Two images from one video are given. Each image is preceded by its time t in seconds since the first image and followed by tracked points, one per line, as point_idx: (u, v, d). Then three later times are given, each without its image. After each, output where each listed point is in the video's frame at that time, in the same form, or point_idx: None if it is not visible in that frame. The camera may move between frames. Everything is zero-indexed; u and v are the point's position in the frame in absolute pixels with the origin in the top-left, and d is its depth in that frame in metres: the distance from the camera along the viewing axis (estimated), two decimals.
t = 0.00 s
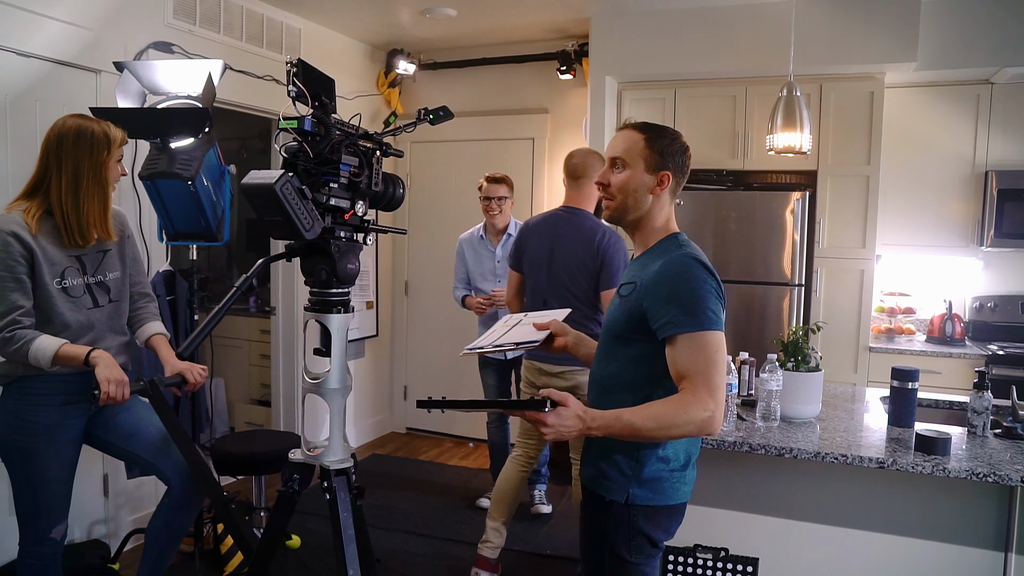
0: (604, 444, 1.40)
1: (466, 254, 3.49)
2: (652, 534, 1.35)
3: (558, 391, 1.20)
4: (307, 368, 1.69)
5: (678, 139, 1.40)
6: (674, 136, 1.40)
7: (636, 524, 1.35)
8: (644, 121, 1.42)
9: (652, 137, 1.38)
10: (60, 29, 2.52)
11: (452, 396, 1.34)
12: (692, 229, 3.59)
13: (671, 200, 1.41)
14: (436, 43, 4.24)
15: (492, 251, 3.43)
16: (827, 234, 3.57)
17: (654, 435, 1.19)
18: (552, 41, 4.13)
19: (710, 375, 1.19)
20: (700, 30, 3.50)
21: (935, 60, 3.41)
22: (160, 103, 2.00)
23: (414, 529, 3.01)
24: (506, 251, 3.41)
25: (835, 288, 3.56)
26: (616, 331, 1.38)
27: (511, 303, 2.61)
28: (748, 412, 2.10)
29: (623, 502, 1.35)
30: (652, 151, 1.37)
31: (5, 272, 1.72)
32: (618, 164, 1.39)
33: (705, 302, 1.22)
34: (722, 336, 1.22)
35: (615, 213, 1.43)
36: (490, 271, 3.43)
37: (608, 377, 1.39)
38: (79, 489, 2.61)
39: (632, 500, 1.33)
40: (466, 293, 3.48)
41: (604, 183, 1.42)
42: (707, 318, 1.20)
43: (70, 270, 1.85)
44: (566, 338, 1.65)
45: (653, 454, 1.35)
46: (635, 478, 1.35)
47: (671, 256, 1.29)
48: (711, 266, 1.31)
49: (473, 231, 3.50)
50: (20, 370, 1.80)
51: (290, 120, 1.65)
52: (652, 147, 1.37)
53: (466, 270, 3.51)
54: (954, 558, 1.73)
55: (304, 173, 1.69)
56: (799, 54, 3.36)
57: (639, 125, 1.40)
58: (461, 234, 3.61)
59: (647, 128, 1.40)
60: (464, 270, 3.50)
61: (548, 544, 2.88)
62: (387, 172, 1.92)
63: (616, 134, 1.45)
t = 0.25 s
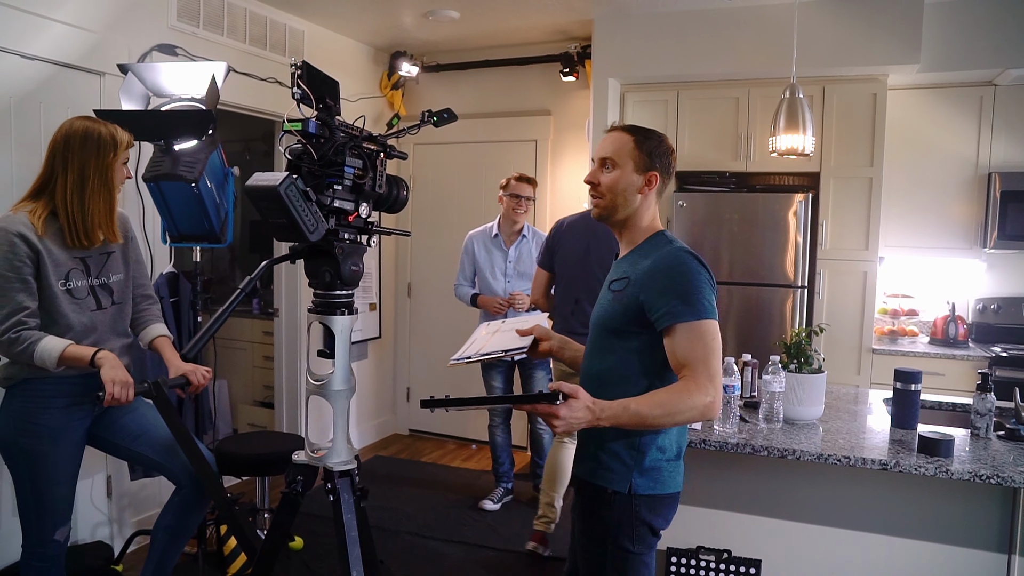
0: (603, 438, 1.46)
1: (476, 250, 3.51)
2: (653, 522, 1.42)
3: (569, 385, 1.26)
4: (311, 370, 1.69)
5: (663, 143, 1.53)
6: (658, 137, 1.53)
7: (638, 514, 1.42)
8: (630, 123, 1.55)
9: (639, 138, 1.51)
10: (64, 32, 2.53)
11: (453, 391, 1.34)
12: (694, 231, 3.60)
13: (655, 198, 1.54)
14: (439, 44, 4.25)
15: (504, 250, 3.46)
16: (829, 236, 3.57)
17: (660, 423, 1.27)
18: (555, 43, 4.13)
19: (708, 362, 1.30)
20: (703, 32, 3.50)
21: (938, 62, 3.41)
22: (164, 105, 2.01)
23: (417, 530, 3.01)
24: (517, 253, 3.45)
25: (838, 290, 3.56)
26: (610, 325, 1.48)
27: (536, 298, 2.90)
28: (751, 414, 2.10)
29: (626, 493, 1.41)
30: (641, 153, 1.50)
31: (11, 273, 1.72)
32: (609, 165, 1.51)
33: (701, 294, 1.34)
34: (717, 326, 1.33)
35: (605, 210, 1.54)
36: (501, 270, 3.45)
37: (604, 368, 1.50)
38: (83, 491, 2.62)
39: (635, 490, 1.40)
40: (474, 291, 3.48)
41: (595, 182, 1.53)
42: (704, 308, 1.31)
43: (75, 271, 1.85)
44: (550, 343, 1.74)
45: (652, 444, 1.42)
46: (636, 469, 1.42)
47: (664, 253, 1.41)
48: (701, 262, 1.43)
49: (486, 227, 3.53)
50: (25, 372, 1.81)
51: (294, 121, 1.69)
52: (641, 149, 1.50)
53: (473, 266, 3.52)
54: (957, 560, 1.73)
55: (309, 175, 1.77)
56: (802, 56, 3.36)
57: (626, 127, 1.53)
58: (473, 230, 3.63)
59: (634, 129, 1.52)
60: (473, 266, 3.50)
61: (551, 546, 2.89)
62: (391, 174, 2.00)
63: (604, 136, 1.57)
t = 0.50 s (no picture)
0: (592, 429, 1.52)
1: (489, 246, 3.50)
2: (644, 509, 1.48)
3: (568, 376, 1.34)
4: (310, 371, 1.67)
5: (652, 146, 1.68)
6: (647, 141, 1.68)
7: (630, 502, 1.48)
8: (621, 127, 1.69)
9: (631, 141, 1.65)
10: (65, 33, 2.53)
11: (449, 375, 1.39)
12: (693, 232, 3.60)
13: (644, 198, 1.68)
14: (440, 45, 4.25)
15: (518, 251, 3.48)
16: (830, 237, 3.57)
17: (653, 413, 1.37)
18: (555, 44, 4.13)
19: (698, 354, 1.43)
20: (704, 33, 3.50)
21: (939, 64, 3.41)
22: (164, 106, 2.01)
23: (417, 532, 3.01)
24: (531, 254, 3.48)
25: (838, 291, 3.56)
26: (603, 318, 1.60)
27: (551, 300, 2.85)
28: (752, 416, 2.09)
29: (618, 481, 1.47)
30: (633, 154, 1.63)
31: (8, 275, 1.72)
32: (602, 165, 1.64)
33: (690, 289, 1.47)
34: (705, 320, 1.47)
35: (597, 209, 1.67)
36: (515, 271, 3.47)
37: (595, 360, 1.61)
38: (83, 492, 2.62)
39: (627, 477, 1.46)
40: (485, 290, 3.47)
41: (589, 182, 1.65)
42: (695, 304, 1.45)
43: (72, 273, 1.85)
44: (536, 338, 1.84)
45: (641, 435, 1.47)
46: (626, 458, 1.48)
47: (656, 252, 1.54)
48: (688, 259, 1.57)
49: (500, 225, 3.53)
50: (23, 374, 1.81)
51: (293, 124, 1.79)
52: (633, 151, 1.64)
53: (485, 263, 3.49)
54: (957, 562, 1.73)
55: (310, 176, 1.88)
56: (803, 57, 3.36)
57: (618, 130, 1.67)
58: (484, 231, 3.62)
59: (625, 133, 1.67)
60: (485, 263, 3.49)
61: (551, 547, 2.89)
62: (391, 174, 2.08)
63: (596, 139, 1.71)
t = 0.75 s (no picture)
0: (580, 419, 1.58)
1: (502, 246, 3.52)
2: (633, 498, 1.55)
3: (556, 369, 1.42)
4: (310, 372, 1.67)
5: (645, 147, 1.72)
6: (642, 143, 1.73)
7: (619, 491, 1.54)
8: (618, 128, 1.73)
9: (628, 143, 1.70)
10: (65, 32, 2.53)
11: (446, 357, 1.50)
12: (693, 232, 3.60)
13: (639, 198, 1.72)
14: (440, 44, 4.25)
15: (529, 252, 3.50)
16: (831, 237, 3.57)
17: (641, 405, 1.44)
18: (556, 44, 4.13)
19: (684, 350, 1.49)
20: (705, 33, 3.50)
21: (940, 64, 3.41)
22: (165, 105, 2.01)
23: (417, 532, 3.01)
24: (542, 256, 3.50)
25: (839, 292, 3.56)
26: (593, 313, 1.66)
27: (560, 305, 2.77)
28: (752, 416, 2.09)
29: (607, 470, 1.53)
30: (629, 155, 1.67)
31: (4, 277, 1.73)
32: (600, 165, 1.68)
33: (680, 287, 1.53)
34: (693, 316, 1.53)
35: (595, 208, 1.71)
36: (526, 272, 3.49)
37: (585, 353, 1.68)
38: (83, 492, 2.62)
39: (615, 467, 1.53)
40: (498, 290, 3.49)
41: (586, 181, 1.69)
42: (684, 300, 1.51)
43: (69, 273, 1.86)
44: (532, 332, 1.84)
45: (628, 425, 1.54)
46: (614, 447, 1.54)
47: (647, 250, 1.60)
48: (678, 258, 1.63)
49: (514, 226, 3.55)
50: (22, 376, 1.81)
51: (294, 123, 1.82)
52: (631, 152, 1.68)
53: (497, 263, 3.52)
54: (958, 562, 1.72)
55: (310, 176, 1.88)
56: (804, 57, 3.36)
57: (615, 131, 1.71)
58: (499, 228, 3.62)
59: (622, 135, 1.71)
60: (497, 263, 3.52)
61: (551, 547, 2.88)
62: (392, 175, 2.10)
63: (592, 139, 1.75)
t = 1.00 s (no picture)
0: (575, 413, 1.71)
1: (503, 246, 3.53)
2: (622, 489, 1.66)
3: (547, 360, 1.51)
4: (313, 370, 1.67)
5: (643, 145, 1.76)
6: (639, 142, 1.76)
7: (609, 482, 1.66)
8: (615, 128, 1.78)
9: (624, 143, 1.74)
10: (69, 30, 2.53)
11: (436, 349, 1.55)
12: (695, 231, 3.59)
13: (636, 197, 1.77)
14: (443, 43, 4.24)
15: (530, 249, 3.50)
16: (834, 236, 3.56)
17: (627, 398, 1.51)
18: (559, 42, 4.13)
19: (674, 346, 1.54)
20: (708, 31, 3.49)
21: (944, 62, 3.40)
22: (167, 103, 1.99)
23: (420, 530, 3.01)
24: (545, 252, 3.49)
25: (842, 291, 3.55)
26: (588, 308, 1.71)
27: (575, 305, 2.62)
28: (756, 414, 2.09)
29: (598, 461, 1.64)
30: (625, 156, 1.72)
31: (5, 276, 1.75)
32: (595, 166, 1.73)
33: (672, 284, 1.58)
34: (684, 313, 1.58)
35: (591, 207, 1.77)
36: (528, 269, 3.48)
37: (579, 346, 1.72)
38: (86, 489, 2.62)
39: (605, 459, 1.64)
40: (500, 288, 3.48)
41: (583, 182, 1.75)
42: (675, 297, 1.56)
43: (72, 271, 1.87)
44: (532, 327, 1.93)
45: (619, 419, 1.66)
46: (606, 440, 1.66)
47: (642, 248, 1.65)
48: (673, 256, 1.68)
49: (514, 225, 3.55)
50: (23, 374, 1.82)
51: (297, 121, 1.83)
52: (625, 153, 1.72)
53: (499, 262, 3.53)
54: (963, 564, 1.72)
55: (313, 173, 1.89)
56: (808, 55, 3.35)
57: (611, 132, 1.76)
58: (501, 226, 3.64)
59: (618, 135, 1.75)
60: (499, 263, 3.52)
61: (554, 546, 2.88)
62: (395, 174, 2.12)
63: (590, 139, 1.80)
